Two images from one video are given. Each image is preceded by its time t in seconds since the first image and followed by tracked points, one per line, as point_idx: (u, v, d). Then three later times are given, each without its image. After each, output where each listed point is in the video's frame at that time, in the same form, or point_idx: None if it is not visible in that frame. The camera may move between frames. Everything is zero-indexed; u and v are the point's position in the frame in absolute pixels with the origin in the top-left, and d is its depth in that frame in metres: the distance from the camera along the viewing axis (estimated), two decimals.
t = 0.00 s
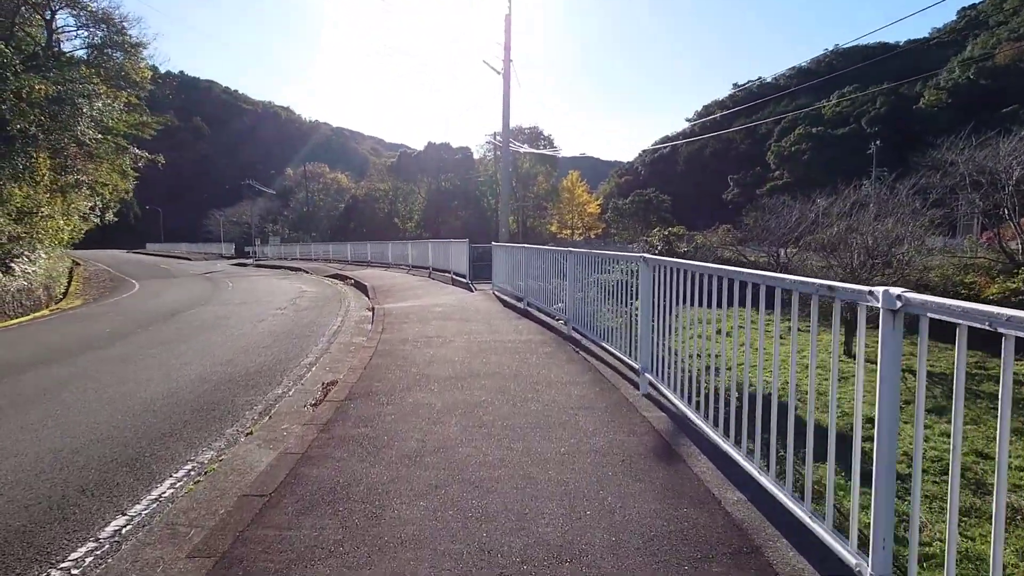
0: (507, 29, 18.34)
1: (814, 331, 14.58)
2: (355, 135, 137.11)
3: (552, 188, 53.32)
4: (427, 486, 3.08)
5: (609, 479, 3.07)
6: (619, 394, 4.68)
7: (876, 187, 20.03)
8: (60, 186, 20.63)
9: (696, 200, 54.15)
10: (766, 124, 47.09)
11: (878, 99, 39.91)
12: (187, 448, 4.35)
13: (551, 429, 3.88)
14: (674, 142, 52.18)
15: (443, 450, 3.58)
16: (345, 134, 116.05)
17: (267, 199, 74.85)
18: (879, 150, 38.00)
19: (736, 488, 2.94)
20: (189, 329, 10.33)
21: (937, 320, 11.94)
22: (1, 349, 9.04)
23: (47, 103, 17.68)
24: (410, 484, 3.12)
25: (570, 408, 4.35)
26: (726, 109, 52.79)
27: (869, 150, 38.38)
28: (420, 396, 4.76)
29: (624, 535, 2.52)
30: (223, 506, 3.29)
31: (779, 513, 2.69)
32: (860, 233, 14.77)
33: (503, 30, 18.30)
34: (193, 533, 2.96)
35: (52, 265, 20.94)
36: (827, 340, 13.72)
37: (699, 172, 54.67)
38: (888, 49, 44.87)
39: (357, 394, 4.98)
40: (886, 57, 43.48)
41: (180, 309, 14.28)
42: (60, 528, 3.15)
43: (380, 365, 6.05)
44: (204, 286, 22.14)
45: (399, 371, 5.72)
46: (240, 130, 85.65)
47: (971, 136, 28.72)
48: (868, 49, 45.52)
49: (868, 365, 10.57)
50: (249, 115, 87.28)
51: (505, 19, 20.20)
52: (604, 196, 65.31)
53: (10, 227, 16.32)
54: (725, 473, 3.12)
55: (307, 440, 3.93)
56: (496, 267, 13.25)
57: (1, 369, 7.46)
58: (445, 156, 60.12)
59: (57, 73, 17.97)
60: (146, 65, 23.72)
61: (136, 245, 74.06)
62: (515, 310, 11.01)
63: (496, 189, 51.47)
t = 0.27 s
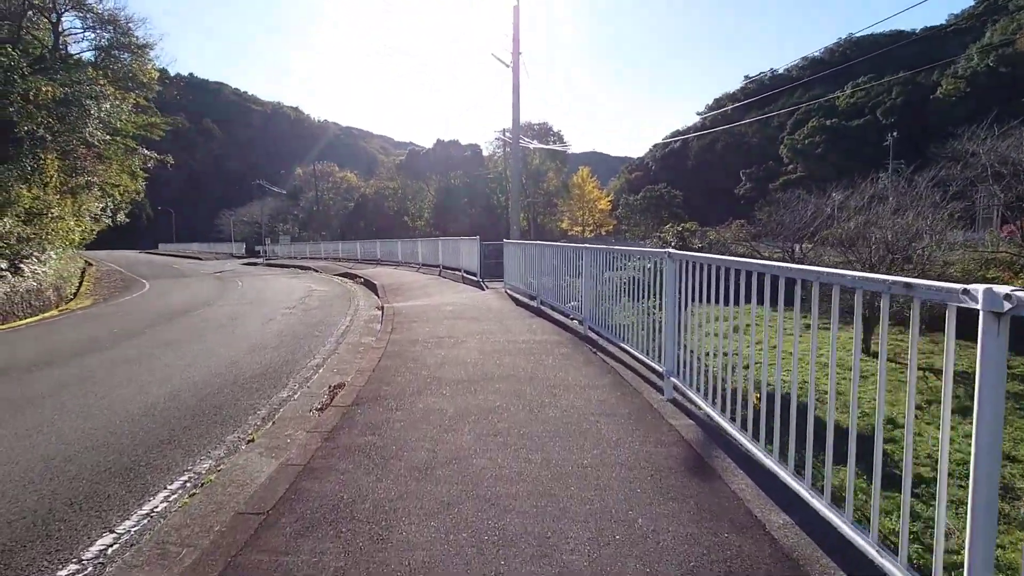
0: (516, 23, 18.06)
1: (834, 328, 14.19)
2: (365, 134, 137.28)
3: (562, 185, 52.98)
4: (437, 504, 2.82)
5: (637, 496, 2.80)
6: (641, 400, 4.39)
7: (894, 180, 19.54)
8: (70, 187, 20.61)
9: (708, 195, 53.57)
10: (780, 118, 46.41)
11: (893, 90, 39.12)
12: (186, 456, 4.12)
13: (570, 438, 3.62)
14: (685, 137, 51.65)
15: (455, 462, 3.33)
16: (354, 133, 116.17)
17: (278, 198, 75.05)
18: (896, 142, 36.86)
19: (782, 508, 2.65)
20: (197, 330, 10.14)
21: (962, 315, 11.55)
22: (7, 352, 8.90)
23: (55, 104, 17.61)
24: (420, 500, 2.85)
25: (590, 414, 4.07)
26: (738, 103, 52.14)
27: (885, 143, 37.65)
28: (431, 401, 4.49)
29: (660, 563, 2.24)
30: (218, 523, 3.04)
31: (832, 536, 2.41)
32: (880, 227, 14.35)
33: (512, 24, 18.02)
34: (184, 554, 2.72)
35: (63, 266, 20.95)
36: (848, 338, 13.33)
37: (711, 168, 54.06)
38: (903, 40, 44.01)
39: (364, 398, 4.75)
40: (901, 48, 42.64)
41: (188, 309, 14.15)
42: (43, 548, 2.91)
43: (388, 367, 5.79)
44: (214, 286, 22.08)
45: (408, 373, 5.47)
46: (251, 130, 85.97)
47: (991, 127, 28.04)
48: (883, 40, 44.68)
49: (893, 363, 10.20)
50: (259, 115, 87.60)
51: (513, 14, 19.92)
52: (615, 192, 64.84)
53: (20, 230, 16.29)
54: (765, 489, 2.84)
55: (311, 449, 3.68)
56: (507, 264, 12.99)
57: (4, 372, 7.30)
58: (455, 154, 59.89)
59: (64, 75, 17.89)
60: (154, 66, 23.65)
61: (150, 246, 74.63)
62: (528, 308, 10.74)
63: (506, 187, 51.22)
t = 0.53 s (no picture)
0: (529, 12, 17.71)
1: (852, 324, 13.82)
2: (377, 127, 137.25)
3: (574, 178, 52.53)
4: (443, 529, 2.58)
5: (666, 523, 2.53)
6: (662, 407, 4.09)
7: (916, 171, 18.99)
8: (84, 182, 20.62)
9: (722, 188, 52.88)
10: (795, 109, 45.55)
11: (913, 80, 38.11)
12: (181, 466, 3.92)
13: (588, 452, 3.36)
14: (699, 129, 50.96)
15: (464, 479, 3.08)
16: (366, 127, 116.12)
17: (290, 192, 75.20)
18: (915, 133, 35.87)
19: (826, 539, 2.38)
20: (204, 327, 9.99)
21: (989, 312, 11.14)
22: (14, 348, 8.79)
23: (67, 99, 17.53)
24: (424, 525, 2.61)
25: (607, 424, 3.79)
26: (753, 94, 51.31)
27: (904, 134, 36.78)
28: (439, 409, 4.25)
29: None
30: (209, 544, 2.83)
31: (885, 570, 2.17)
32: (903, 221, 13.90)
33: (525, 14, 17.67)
34: None
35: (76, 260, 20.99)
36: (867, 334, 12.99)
37: (726, 159, 53.32)
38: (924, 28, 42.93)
39: (369, 404, 4.52)
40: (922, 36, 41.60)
41: (198, 304, 14.03)
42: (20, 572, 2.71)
43: (395, 369, 5.56)
44: (225, 280, 22.02)
45: (415, 376, 5.23)
46: (264, 124, 86.11)
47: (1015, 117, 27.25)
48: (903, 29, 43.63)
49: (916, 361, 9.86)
50: (271, 109, 87.82)
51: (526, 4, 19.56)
52: (627, 185, 64.23)
53: (33, 225, 16.26)
54: (796, 501, 2.69)
55: (309, 463, 3.44)
56: (519, 259, 12.72)
57: (7, 370, 7.16)
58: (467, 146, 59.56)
59: (77, 69, 17.80)
60: (166, 60, 23.55)
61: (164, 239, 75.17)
62: (540, 305, 10.48)
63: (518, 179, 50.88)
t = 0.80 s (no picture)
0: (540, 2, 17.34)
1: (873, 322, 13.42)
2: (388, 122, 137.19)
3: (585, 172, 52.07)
4: (441, 556, 2.30)
5: (694, 551, 2.26)
6: (683, 413, 3.78)
7: (937, 165, 18.46)
8: (93, 177, 20.57)
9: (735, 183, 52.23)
10: (809, 102, 44.76)
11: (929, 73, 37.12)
12: (168, 474, 3.69)
13: (603, 465, 3.07)
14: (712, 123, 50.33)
15: (468, 495, 2.80)
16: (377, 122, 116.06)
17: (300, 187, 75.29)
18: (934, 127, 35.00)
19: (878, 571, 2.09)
20: (209, 323, 9.80)
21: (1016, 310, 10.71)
22: (15, 345, 8.65)
23: (74, 92, 17.43)
24: (419, 549, 2.34)
25: (624, 432, 3.50)
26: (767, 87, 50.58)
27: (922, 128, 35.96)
28: (442, 414, 3.97)
29: None
30: (186, 566, 2.57)
31: None
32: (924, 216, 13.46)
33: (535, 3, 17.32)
34: None
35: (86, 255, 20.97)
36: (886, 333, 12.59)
37: (739, 154, 52.62)
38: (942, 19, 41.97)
39: (369, 407, 4.25)
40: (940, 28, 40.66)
41: (204, 300, 13.87)
42: None
43: (399, 368, 5.29)
44: (234, 275, 21.93)
45: (419, 376, 4.97)
46: (275, 119, 86.23)
47: None
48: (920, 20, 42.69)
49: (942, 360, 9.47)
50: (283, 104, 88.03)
51: None
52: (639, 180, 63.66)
53: (41, 219, 16.20)
54: (827, 518, 2.48)
55: (298, 475, 3.17)
56: (530, 254, 12.42)
57: (5, 368, 6.99)
58: (477, 141, 59.22)
59: (84, 62, 17.68)
60: (175, 54, 23.44)
61: (177, 234, 75.61)
62: (551, 301, 10.21)
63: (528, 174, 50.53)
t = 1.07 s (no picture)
0: None
1: (899, 327, 12.97)
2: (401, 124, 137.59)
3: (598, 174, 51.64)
4: None
5: None
6: (721, 436, 3.44)
7: (962, 166, 17.92)
8: (107, 178, 20.56)
9: (751, 184, 51.59)
10: (826, 102, 44.03)
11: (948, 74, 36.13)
12: (166, 498, 3.43)
13: (640, 499, 2.75)
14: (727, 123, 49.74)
15: (489, 532, 2.53)
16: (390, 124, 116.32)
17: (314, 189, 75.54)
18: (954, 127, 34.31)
19: None
20: (217, 328, 9.61)
21: None
22: (23, 350, 8.50)
23: (86, 94, 17.38)
24: None
25: (660, 459, 3.17)
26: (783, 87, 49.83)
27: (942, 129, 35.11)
28: (458, 435, 3.68)
29: None
30: None
31: None
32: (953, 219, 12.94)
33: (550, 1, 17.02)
34: None
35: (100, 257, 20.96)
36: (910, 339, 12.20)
37: (755, 155, 51.93)
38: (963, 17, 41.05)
39: (380, 426, 3.97)
40: (962, 26, 39.78)
41: (215, 303, 13.73)
42: None
43: (412, 381, 5.01)
44: (246, 278, 21.84)
45: (433, 391, 4.68)
46: (289, 121, 86.56)
47: None
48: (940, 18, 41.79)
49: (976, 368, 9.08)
50: (297, 107, 88.59)
51: None
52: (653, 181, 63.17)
53: (53, 221, 16.15)
54: (899, 564, 2.20)
55: (303, 505, 2.89)
56: (545, 257, 12.12)
57: (8, 375, 6.82)
58: (490, 142, 58.99)
59: (97, 63, 17.65)
60: (188, 55, 23.45)
61: (191, 236, 76.09)
62: (567, 305, 9.95)
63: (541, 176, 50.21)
